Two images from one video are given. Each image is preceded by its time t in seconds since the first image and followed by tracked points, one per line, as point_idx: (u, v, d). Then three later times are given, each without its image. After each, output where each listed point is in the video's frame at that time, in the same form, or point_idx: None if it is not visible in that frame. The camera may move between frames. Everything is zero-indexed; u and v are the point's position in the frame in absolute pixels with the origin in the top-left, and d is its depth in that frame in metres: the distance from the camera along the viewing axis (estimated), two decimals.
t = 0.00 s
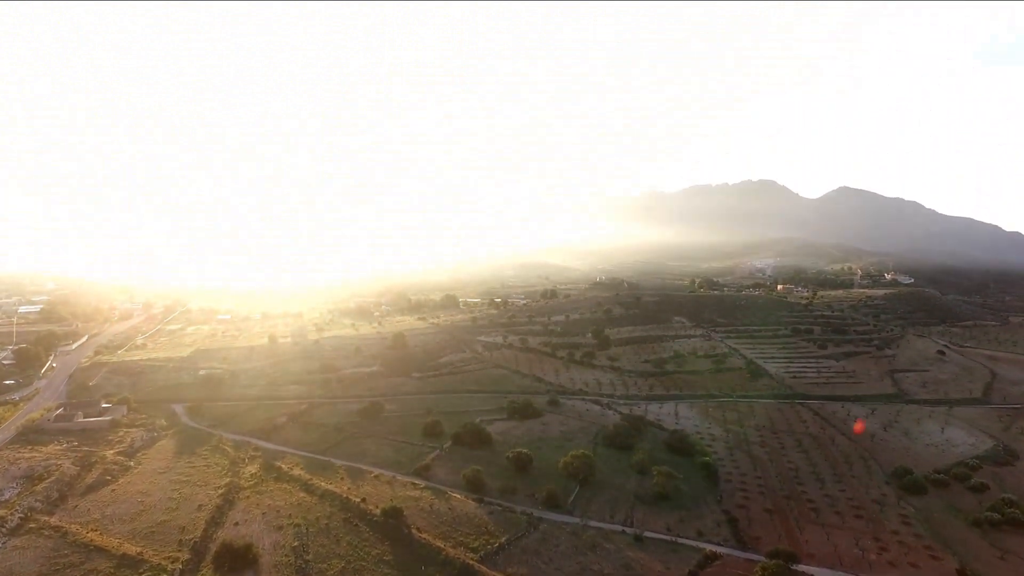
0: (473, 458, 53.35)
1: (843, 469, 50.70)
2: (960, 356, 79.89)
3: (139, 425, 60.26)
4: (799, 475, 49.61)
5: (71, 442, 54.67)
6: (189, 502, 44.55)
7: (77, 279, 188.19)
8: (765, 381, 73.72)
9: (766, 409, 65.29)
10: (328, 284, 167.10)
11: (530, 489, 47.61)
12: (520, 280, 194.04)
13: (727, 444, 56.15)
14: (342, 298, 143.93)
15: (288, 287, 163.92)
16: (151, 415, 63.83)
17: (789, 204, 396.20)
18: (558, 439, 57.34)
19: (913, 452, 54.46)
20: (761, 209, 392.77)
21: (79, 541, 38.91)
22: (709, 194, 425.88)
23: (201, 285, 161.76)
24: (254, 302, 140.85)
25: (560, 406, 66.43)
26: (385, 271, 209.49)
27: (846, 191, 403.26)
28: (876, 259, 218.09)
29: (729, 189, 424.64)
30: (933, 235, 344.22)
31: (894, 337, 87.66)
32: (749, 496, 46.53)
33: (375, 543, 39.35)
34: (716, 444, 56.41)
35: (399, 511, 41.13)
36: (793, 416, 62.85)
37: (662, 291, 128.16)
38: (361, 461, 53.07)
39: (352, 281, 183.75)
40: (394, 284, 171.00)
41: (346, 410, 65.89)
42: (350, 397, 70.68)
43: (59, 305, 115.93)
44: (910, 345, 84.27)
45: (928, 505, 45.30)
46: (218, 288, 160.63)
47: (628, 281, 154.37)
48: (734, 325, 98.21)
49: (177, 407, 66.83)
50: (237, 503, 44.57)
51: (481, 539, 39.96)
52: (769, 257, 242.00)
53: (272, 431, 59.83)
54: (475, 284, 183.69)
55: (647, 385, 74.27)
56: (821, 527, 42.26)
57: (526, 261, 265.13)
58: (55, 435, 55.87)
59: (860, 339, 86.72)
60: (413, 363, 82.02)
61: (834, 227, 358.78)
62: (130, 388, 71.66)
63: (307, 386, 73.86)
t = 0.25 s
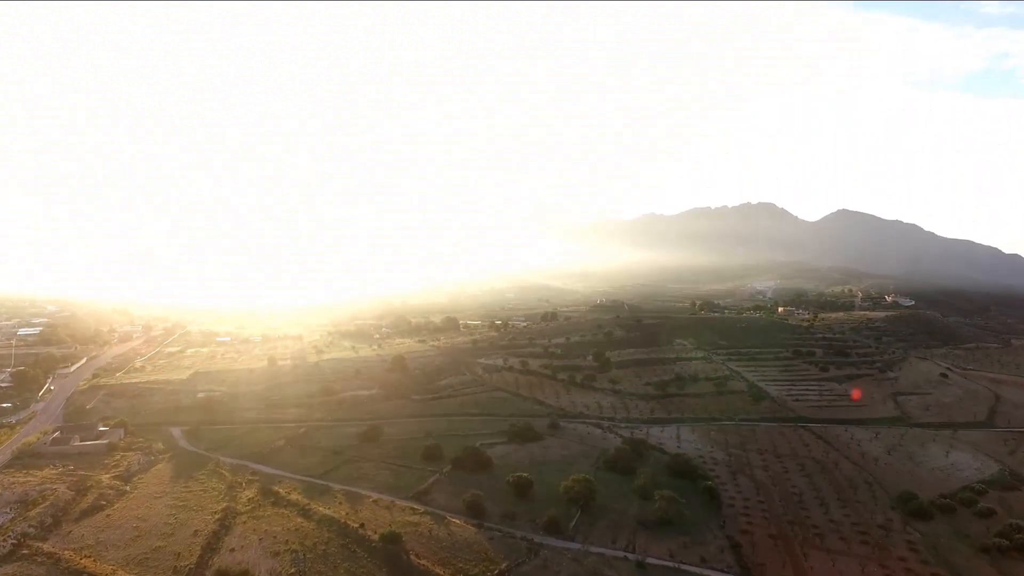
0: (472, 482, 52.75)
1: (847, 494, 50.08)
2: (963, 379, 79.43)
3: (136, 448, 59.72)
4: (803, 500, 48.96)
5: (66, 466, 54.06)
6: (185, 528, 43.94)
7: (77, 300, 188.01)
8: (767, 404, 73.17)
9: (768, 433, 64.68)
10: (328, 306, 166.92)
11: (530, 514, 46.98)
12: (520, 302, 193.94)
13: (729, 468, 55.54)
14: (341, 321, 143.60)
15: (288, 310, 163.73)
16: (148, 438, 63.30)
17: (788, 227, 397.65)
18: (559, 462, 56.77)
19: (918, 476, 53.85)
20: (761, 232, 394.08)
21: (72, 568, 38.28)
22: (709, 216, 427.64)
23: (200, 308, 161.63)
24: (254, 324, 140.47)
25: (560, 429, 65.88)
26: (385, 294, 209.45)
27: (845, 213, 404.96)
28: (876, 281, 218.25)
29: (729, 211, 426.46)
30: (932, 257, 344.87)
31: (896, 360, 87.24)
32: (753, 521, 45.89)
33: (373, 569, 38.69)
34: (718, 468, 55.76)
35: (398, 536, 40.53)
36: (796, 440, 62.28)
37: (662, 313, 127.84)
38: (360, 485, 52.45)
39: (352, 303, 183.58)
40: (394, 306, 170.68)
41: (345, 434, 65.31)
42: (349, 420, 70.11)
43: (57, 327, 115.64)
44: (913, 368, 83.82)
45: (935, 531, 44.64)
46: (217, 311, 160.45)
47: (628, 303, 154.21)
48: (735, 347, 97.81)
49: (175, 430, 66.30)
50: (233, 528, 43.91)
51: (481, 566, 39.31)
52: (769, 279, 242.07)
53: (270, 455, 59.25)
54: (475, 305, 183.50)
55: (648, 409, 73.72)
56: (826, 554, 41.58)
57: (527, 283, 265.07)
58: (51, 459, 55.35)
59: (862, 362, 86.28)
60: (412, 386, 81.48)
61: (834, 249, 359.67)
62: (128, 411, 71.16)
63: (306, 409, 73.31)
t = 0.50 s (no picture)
0: (472, 483, 52.77)
1: (847, 495, 50.09)
2: (963, 379, 79.51)
3: (136, 449, 59.73)
4: (803, 500, 48.98)
5: (67, 466, 54.10)
6: (185, 528, 43.96)
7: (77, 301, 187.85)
8: (767, 405, 73.21)
9: (768, 434, 64.66)
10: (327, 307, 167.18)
11: (530, 515, 46.99)
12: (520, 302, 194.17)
13: (729, 469, 55.56)
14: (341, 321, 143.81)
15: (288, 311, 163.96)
16: (148, 439, 63.33)
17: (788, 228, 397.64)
18: (559, 463, 56.78)
19: (918, 477, 53.89)
20: (761, 233, 393.82)
21: (72, 569, 38.30)
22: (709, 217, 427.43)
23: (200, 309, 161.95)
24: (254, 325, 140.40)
25: (560, 430, 65.89)
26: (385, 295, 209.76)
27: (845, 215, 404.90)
28: (877, 283, 218.03)
29: (729, 212, 426.16)
30: (932, 258, 345.17)
31: (896, 361, 87.30)
32: (753, 522, 45.91)
33: (372, 570, 38.71)
34: (718, 469, 55.76)
35: (398, 537, 40.54)
36: (795, 440, 62.31)
37: (663, 314, 127.90)
38: (360, 486, 52.47)
39: (352, 304, 183.53)
40: (394, 306, 170.42)
41: (345, 435, 65.29)
42: (349, 421, 70.08)
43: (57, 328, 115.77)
44: (913, 369, 83.79)
45: (935, 532, 44.67)
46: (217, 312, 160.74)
47: (628, 304, 154.04)
48: (735, 349, 97.81)
49: (174, 431, 66.35)
50: (233, 528, 43.96)
51: (481, 566, 39.33)
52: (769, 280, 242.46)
53: (270, 455, 59.27)
54: (475, 306, 183.36)
55: (648, 409, 73.77)
56: (826, 554, 41.63)
57: (528, 284, 264.27)
58: (51, 460, 55.38)
59: (862, 363, 86.29)
60: (412, 386, 81.51)
61: (834, 250, 359.42)
62: (128, 411, 71.22)
63: (306, 410, 73.35)
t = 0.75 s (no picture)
0: (472, 483, 52.77)
1: (847, 495, 50.09)
2: (963, 380, 79.51)
3: (135, 449, 59.70)
4: (803, 500, 48.99)
5: (66, 466, 54.10)
6: (185, 528, 43.96)
7: (77, 301, 187.73)
8: (767, 405, 73.20)
9: (768, 433, 64.66)
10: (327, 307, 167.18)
11: (530, 515, 46.99)
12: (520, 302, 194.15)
13: (729, 469, 55.56)
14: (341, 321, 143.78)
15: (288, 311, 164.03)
16: (149, 439, 63.31)
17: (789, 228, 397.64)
18: (559, 463, 56.76)
19: (918, 477, 53.89)
20: (761, 233, 393.79)
21: (72, 569, 38.30)
22: (709, 217, 427.32)
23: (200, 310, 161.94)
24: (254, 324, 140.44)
25: (560, 430, 65.87)
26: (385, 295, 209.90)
27: (845, 215, 404.91)
28: (877, 282, 218.06)
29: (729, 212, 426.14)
30: (932, 258, 345.23)
31: (896, 361, 87.28)
32: (753, 522, 45.90)
33: (372, 570, 38.72)
34: (718, 469, 55.76)
35: (398, 537, 40.54)
36: (795, 440, 62.29)
37: (663, 314, 127.86)
38: (360, 486, 52.46)
39: (352, 304, 183.37)
40: (394, 306, 170.41)
41: (345, 435, 65.31)
42: (349, 421, 70.09)
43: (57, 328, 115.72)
44: (913, 369, 83.83)
45: (935, 532, 44.68)
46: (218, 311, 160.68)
47: (628, 304, 154.03)
48: (735, 349, 97.83)
49: (175, 431, 66.34)
50: (234, 528, 43.97)
51: (481, 566, 39.33)
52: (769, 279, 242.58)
53: (270, 455, 59.27)
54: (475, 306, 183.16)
55: (648, 409, 73.76)
56: (826, 554, 41.65)
57: (528, 284, 263.86)
58: (50, 460, 55.38)
59: (862, 363, 86.28)
60: (412, 386, 81.45)
61: (834, 250, 359.41)
62: (128, 411, 71.21)
63: (306, 410, 73.33)
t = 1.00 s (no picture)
0: (472, 483, 52.77)
1: (847, 495, 50.10)
2: (963, 379, 79.54)
3: (135, 449, 59.70)
4: (803, 500, 48.97)
5: (66, 466, 54.10)
6: (185, 528, 43.97)
7: (77, 301, 187.48)
8: (767, 404, 73.22)
9: (768, 433, 64.65)
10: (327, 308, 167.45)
11: (530, 515, 46.99)
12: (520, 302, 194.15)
13: (729, 469, 55.55)
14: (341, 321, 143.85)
15: (288, 311, 164.16)
16: (149, 439, 63.33)
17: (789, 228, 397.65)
18: (559, 463, 56.77)
19: (918, 477, 53.91)
20: (761, 233, 393.55)
21: (71, 569, 38.29)
22: (709, 217, 427.00)
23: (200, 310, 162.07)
24: (254, 325, 140.38)
25: (560, 430, 65.85)
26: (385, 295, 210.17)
27: (845, 215, 404.73)
28: (877, 282, 217.87)
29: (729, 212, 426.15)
30: (932, 258, 345.29)
31: (896, 361, 87.29)
32: (753, 522, 45.90)
33: (373, 569, 38.73)
34: (718, 468, 55.76)
35: (398, 537, 40.54)
36: (795, 441, 62.28)
37: (663, 314, 127.88)
38: (360, 486, 52.45)
39: (352, 304, 183.32)
40: (394, 306, 170.23)
41: (345, 435, 65.30)
42: (349, 421, 70.07)
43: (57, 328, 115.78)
44: (913, 369, 83.82)
45: (935, 532, 44.71)
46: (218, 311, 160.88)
47: (628, 304, 153.88)
48: (735, 349, 97.80)
49: (175, 431, 66.36)
50: (234, 528, 43.96)
51: (481, 567, 39.32)
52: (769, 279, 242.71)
53: (270, 455, 59.26)
54: (475, 306, 183.18)
55: (648, 409, 73.79)
56: (826, 554, 41.64)
57: (527, 284, 263.18)
58: (50, 460, 55.39)
59: (862, 363, 86.28)
60: (411, 386, 81.47)
61: (834, 250, 359.17)
62: (128, 411, 71.22)
63: (306, 410, 73.36)
